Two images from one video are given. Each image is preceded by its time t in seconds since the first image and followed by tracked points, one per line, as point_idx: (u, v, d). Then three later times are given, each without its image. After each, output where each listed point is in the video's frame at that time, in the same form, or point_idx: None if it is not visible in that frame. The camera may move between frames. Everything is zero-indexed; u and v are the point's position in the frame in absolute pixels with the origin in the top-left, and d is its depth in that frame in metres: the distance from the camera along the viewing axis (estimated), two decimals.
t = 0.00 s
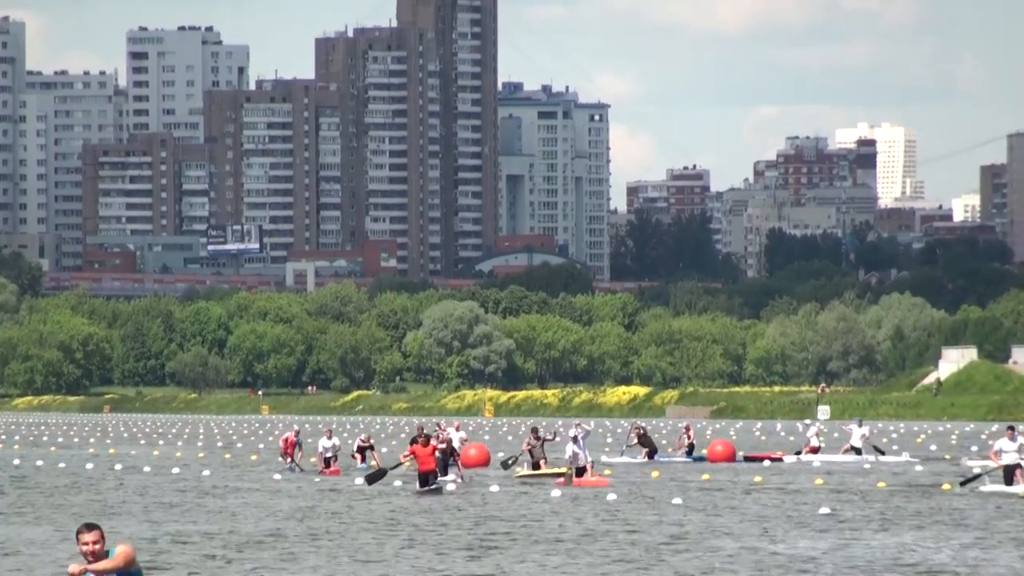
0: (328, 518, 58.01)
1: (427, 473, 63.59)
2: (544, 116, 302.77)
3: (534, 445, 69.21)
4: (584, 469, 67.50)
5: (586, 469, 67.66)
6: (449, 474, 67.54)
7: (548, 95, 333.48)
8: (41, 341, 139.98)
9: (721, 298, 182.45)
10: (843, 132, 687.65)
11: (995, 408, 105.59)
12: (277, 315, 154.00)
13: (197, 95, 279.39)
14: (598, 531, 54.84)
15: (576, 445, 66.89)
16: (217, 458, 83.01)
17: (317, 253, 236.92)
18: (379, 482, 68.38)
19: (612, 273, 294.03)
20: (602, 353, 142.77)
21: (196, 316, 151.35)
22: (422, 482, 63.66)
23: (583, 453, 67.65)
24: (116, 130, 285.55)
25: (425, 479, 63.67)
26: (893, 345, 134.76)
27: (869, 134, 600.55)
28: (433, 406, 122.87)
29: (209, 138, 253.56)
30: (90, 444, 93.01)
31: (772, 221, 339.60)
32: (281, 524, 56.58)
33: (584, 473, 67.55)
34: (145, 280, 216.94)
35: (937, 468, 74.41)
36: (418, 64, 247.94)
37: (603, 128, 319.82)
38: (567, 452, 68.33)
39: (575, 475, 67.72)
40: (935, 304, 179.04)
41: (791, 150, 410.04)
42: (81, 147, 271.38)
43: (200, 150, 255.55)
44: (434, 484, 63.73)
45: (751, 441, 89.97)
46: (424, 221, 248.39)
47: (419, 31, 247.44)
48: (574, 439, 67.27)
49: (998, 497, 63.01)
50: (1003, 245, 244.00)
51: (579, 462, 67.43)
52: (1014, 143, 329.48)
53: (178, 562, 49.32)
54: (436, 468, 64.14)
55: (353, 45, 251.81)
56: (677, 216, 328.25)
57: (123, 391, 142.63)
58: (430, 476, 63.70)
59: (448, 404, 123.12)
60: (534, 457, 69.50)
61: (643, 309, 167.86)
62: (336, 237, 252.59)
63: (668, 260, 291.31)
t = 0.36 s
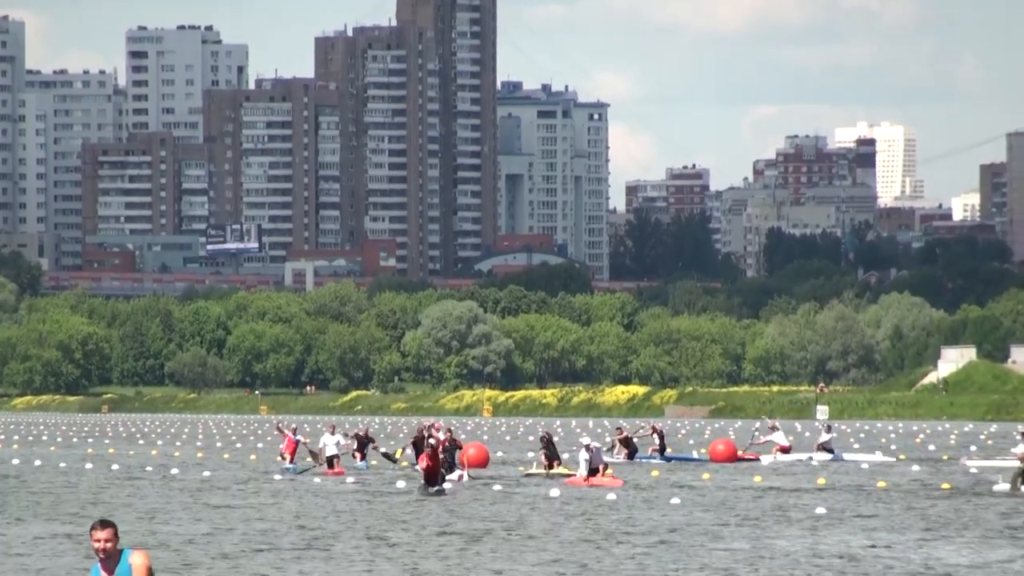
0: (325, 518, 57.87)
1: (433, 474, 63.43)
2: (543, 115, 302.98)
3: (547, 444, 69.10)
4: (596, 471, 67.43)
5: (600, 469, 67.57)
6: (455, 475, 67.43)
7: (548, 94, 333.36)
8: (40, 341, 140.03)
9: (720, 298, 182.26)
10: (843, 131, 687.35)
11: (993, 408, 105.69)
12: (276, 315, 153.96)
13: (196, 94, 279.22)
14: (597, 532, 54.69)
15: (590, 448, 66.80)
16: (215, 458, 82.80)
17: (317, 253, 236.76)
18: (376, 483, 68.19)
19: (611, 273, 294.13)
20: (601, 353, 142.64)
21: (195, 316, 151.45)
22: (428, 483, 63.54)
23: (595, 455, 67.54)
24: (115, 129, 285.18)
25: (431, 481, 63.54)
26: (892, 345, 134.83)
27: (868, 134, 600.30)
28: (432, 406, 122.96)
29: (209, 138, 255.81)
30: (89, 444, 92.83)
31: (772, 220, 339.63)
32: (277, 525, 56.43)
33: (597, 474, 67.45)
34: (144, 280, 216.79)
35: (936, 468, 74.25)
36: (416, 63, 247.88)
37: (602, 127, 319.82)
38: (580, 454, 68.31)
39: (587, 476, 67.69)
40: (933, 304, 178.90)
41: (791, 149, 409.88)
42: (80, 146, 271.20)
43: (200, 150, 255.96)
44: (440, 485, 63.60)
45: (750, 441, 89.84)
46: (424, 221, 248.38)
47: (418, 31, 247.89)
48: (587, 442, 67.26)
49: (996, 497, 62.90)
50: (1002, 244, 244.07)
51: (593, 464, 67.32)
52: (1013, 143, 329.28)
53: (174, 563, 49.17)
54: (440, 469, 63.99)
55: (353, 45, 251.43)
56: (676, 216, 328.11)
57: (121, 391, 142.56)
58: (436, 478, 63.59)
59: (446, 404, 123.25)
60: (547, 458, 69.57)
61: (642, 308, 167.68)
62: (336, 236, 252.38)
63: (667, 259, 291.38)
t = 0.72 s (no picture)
0: (326, 518, 57.71)
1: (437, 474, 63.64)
2: (541, 114, 303.36)
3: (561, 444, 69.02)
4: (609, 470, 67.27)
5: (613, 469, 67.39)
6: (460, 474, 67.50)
7: (546, 93, 333.23)
8: (39, 340, 139.98)
9: (719, 297, 182.13)
10: (842, 130, 687.35)
11: (992, 407, 105.78)
12: (275, 314, 153.98)
13: (196, 93, 278.95)
14: (598, 532, 54.53)
15: (604, 448, 66.87)
16: (215, 458, 82.57)
17: (316, 252, 236.57)
18: (375, 483, 68.07)
19: (610, 272, 294.26)
20: (600, 352, 142.65)
21: (195, 314, 151.47)
22: (432, 484, 63.70)
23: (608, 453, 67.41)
24: (115, 127, 284.72)
25: (436, 480, 63.73)
26: (891, 344, 134.78)
27: (867, 133, 600.33)
28: (431, 406, 122.98)
29: (207, 137, 254.22)
30: (88, 444, 92.60)
31: (771, 219, 339.46)
32: (278, 526, 56.22)
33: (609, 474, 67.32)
34: (144, 280, 216.59)
35: (936, 468, 74.04)
36: (416, 62, 248.00)
37: (601, 126, 319.66)
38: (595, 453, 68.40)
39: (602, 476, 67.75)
40: (932, 304, 178.85)
41: (789, 148, 409.99)
42: (79, 146, 270.96)
43: (199, 149, 256.50)
44: (445, 486, 63.76)
45: (749, 439, 89.73)
46: (423, 220, 248.48)
47: (417, 30, 248.79)
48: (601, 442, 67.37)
49: (996, 498, 62.72)
50: (1001, 243, 243.95)
51: (607, 464, 67.33)
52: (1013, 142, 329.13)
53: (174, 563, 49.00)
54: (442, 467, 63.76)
55: (352, 44, 251.25)
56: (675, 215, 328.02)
57: (121, 391, 142.49)
58: (442, 479, 63.80)
59: (446, 404, 123.25)
60: (558, 459, 69.70)
61: (641, 308, 167.47)
62: (335, 235, 252.15)
63: (666, 259, 291.61)
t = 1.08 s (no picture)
0: (326, 518, 57.75)
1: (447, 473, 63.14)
2: (541, 114, 303.47)
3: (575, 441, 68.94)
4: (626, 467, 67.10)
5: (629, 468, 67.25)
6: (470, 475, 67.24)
7: (546, 93, 333.25)
8: (39, 340, 140.06)
9: (719, 297, 182.23)
10: (842, 129, 687.40)
11: (992, 406, 105.87)
12: (275, 314, 154.10)
13: (196, 93, 278.94)
14: (597, 532, 54.57)
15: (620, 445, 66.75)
16: (216, 459, 82.58)
17: (316, 252, 236.50)
18: (375, 483, 68.06)
19: (609, 271, 294.49)
20: (600, 352, 142.74)
21: (195, 314, 151.52)
22: (442, 483, 63.23)
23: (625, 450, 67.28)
24: (115, 127, 284.74)
25: (446, 479, 63.27)
26: (891, 344, 134.77)
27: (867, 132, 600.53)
28: (431, 406, 123.03)
29: (207, 136, 253.89)
30: (89, 444, 92.58)
31: (770, 219, 339.49)
32: (277, 526, 56.24)
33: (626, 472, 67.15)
34: (143, 280, 216.63)
35: (936, 468, 74.07)
36: (416, 62, 248.16)
37: (601, 125, 319.68)
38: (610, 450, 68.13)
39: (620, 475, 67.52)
40: (931, 304, 178.93)
41: (789, 148, 410.13)
42: (80, 146, 271.01)
43: (198, 148, 256.78)
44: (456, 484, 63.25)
45: (749, 439, 89.77)
46: (422, 220, 248.63)
47: (416, 30, 248.72)
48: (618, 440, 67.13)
49: (996, 498, 62.80)
50: (1001, 242, 243.99)
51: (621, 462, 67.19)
52: (1013, 143, 329.11)
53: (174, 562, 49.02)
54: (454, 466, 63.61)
55: (351, 45, 250.86)
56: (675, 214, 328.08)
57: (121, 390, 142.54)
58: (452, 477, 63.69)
59: (446, 403, 123.30)
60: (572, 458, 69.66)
61: (641, 308, 167.42)
62: (335, 235, 252.11)
63: (666, 258, 291.87)
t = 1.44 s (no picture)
0: (325, 518, 57.61)
1: (456, 473, 63.11)
2: (540, 113, 303.49)
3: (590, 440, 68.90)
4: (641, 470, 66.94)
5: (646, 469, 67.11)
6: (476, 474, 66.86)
7: (546, 93, 333.23)
8: (39, 339, 140.06)
9: (720, 297, 182.25)
10: (842, 129, 687.26)
11: (992, 406, 105.89)
12: (275, 314, 154.12)
13: (196, 93, 278.60)
14: (595, 532, 54.46)
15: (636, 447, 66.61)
16: (216, 458, 82.47)
17: (316, 251, 236.35)
18: (373, 483, 67.97)
19: (609, 271, 294.66)
20: (599, 352, 142.78)
21: (195, 314, 151.45)
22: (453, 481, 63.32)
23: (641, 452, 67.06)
24: (114, 127, 284.67)
25: (455, 479, 63.22)
26: (891, 343, 134.64)
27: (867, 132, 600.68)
28: (431, 405, 122.97)
29: (206, 136, 253.99)
30: (88, 443, 92.40)
31: (770, 219, 339.57)
32: (275, 525, 56.10)
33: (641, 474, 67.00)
34: (143, 280, 216.65)
35: (936, 468, 73.92)
36: (416, 62, 248.17)
37: (601, 125, 319.65)
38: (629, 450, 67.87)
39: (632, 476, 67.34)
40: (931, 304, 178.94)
41: (789, 148, 410.25)
42: (79, 146, 271.18)
43: (198, 148, 256.28)
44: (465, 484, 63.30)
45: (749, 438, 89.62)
46: (422, 220, 248.67)
47: (416, 30, 248.62)
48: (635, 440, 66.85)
49: (997, 497, 62.64)
50: (1000, 242, 243.84)
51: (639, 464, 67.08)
52: (1012, 142, 328.92)
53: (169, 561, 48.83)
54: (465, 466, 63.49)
55: (351, 45, 250.97)
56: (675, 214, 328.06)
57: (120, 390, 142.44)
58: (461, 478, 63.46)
59: (446, 404, 123.25)
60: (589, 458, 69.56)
61: (641, 307, 167.44)
62: (334, 235, 252.02)
63: (665, 259, 292.00)
